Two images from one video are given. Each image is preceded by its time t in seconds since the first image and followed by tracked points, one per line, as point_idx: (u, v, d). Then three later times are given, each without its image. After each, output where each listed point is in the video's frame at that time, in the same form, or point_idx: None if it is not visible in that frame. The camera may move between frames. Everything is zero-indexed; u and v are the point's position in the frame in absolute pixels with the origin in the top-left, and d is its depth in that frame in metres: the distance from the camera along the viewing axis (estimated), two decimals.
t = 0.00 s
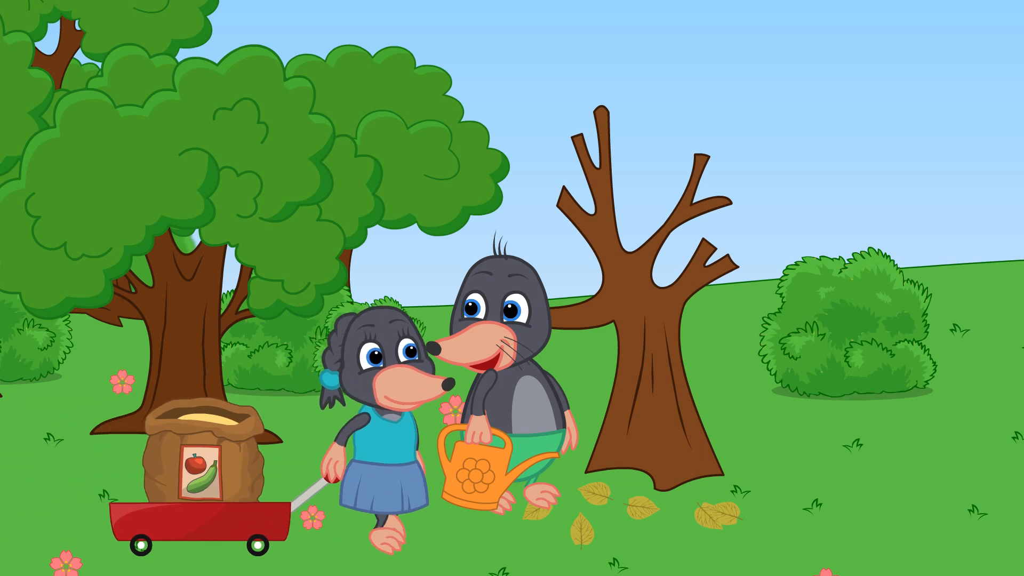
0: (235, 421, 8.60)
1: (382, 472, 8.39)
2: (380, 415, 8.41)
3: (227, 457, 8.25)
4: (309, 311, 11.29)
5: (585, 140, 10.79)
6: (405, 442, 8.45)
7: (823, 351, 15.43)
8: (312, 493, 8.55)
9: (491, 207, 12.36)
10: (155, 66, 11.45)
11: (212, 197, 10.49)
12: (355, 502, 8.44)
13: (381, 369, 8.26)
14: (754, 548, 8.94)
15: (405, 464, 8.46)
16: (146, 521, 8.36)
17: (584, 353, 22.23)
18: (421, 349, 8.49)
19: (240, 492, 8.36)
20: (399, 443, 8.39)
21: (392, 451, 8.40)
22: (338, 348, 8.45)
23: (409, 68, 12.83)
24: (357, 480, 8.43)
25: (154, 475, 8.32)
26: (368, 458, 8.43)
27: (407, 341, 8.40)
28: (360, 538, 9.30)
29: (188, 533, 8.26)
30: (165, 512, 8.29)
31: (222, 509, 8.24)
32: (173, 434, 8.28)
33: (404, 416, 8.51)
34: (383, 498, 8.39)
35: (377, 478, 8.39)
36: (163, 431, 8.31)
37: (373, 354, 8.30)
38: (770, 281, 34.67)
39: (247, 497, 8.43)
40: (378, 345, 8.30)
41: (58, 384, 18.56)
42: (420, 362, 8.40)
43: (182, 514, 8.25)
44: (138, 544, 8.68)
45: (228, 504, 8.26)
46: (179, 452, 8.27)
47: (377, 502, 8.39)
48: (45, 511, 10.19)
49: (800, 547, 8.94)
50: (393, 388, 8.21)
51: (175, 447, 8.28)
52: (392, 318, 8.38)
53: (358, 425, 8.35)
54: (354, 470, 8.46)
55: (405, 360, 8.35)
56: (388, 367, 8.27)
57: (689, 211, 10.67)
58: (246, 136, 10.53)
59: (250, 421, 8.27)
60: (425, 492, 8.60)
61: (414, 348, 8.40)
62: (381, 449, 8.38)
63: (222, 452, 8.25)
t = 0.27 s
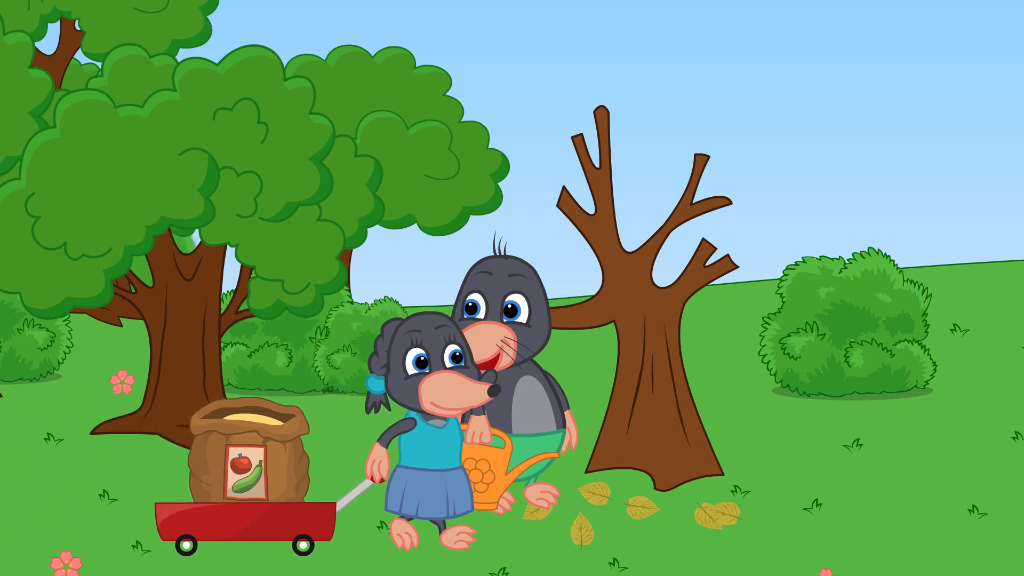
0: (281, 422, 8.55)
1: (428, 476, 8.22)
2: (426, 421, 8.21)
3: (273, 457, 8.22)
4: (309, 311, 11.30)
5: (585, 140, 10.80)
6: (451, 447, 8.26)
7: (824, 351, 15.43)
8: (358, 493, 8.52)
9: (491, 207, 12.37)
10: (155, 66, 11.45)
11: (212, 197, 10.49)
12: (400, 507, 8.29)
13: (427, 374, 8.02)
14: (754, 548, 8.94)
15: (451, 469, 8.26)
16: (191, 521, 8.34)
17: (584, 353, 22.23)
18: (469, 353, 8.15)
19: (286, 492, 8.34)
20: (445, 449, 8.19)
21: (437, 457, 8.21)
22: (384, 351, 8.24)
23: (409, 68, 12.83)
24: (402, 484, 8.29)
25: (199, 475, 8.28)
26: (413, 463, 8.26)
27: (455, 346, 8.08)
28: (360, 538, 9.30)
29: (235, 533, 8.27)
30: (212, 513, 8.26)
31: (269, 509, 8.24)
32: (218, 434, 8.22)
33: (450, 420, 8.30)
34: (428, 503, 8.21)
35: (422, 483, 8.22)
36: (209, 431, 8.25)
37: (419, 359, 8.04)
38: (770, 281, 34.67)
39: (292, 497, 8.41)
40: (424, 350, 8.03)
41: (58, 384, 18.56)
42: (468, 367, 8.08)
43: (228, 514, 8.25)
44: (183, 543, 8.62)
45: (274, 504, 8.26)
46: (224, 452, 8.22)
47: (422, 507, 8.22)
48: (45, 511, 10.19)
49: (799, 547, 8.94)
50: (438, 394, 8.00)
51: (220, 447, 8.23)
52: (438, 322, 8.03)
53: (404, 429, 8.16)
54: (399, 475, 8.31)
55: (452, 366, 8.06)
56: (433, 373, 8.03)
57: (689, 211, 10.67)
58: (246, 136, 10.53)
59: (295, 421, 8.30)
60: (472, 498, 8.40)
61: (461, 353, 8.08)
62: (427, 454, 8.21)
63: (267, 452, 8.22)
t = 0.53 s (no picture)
0: (326, 421, 8.58)
1: (473, 471, 8.21)
2: (470, 415, 8.24)
3: (318, 457, 8.27)
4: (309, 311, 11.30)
5: (585, 140, 10.80)
6: (497, 442, 8.25)
7: (824, 351, 15.43)
8: (403, 493, 8.52)
9: (491, 207, 12.39)
10: (155, 66, 11.44)
11: (212, 198, 10.49)
12: (445, 501, 8.27)
13: (472, 369, 8.05)
14: (753, 548, 8.94)
15: (496, 464, 8.25)
16: (236, 521, 8.37)
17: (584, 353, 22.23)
18: (512, 348, 8.23)
19: (331, 492, 8.37)
20: (490, 443, 8.20)
21: (482, 451, 8.21)
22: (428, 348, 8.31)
23: (409, 68, 12.83)
24: (447, 479, 8.27)
25: (244, 475, 8.34)
26: (458, 458, 8.27)
27: (498, 341, 8.14)
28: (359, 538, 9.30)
29: (279, 533, 8.29)
30: (256, 513, 8.29)
31: (314, 509, 8.27)
32: (263, 434, 8.28)
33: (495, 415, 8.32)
34: (474, 497, 8.19)
35: (467, 478, 8.21)
36: (254, 431, 8.31)
37: (463, 354, 8.08)
38: (770, 281, 34.67)
39: (337, 497, 8.45)
40: (468, 345, 8.08)
41: (58, 384, 18.55)
42: (511, 361, 8.15)
43: (273, 514, 8.26)
44: (228, 543, 8.70)
45: (319, 504, 8.29)
46: (269, 452, 8.27)
47: (467, 502, 8.20)
48: (45, 511, 10.20)
49: (799, 547, 8.94)
50: (483, 388, 7.99)
51: (266, 447, 8.29)
52: (482, 317, 8.11)
53: (449, 425, 8.20)
54: (444, 470, 8.31)
55: (496, 361, 8.11)
56: (478, 367, 8.06)
57: (689, 211, 10.67)
58: (246, 136, 10.53)
59: (341, 421, 8.29)
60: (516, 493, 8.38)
61: (505, 348, 8.15)
62: (472, 449, 8.21)
63: (312, 452, 8.27)
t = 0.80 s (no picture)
0: (371, 421, 8.57)
1: (519, 476, 8.12)
2: (516, 421, 8.14)
3: (364, 457, 8.27)
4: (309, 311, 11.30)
5: (585, 140, 10.80)
6: (542, 447, 8.17)
7: (824, 351, 15.43)
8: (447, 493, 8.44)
9: (491, 207, 12.39)
10: (155, 66, 11.44)
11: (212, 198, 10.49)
12: (491, 507, 8.18)
13: (518, 375, 7.92)
14: (753, 548, 8.93)
15: (541, 469, 8.15)
16: (281, 521, 8.32)
17: (583, 353, 22.24)
18: (559, 354, 8.12)
19: (377, 492, 8.38)
20: (535, 447, 8.12)
21: (527, 456, 8.12)
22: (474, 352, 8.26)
23: (409, 68, 12.84)
24: (493, 484, 8.19)
25: (289, 475, 8.37)
26: (503, 463, 8.18)
27: (545, 346, 8.04)
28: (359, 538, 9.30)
29: (325, 533, 8.24)
30: (301, 513, 8.25)
31: (359, 509, 8.22)
32: (309, 434, 8.30)
33: (540, 421, 8.23)
34: (519, 503, 8.08)
35: (513, 483, 8.11)
36: (299, 431, 8.33)
37: (510, 359, 7.97)
38: (770, 281, 34.68)
39: (382, 497, 8.44)
40: (514, 350, 7.96)
41: (58, 384, 18.55)
42: (558, 367, 8.02)
43: (318, 514, 8.22)
44: (273, 543, 8.67)
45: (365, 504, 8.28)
46: (315, 452, 8.29)
47: (513, 507, 8.09)
48: (45, 511, 10.20)
49: (799, 547, 8.93)
50: (529, 393, 7.86)
51: (311, 447, 8.30)
52: (529, 322, 8.02)
53: (493, 429, 8.09)
54: (490, 475, 8.23)
55: (542, 366, 7.99)
56: (524, 372, 7.93)
57: (689, 210, 10.67)
58: (246, 136, 10.53)
59: (386, 421, 8.33)
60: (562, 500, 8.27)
61: (552, 353, 8.04)
62: (518, 453, 8.11)
63: (358, 453, 8.27)
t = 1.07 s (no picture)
0: (400, 421, 8.68)
1: (549, 471, 8.25)
2: (545, 416, 8.28)
3: (394, 457, 8.28)
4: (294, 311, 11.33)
5: (570, 140, 10.88)
6: (571, 442, 8.31)
7: (808, 351, 15.56)
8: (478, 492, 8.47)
9: (476, 207, 12.37)
10: (140, 66, 11.43)
11: (197, 198, 10.50)
12: (520, 502, 8.31)
13: (547, 369, 8.04)
14: (738, 548, 9.03)
15: (571, 464, 8.30)
16: (312, 521, 8.36)
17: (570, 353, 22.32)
18: (586, 349, 8.25)
19: (406, 492, 8.36)
20: (564, 443, 8.26)
21: (557, 451, 8.27)
22: (502, 349, 8.38)
23: (394, 68, 12.87)
24: (522, 480, 8.31)
25: (319, 475, 8.34)
26: (533, 458, 8.31)
27: (573, 341, 8.17)
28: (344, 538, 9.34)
29: (355, 533, 8.26)
30: (331, 513, 8.28)
31: (388, 509, 8.23)
32: (338, 434, 8.31)
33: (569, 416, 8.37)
34: (549, 498, 8.23)
35: (543, 478, 8.25)
36: (329, 431, 8.33)
37: (538, 354, 8.09)
38: (756, 280, 34.87)
39: (412, 497, 8.42)
40: (543, 345, 8.09)
41: (42, 384, 18.49)
42: (586, 361, 8.15)
43: (348, 514, 8.23)
44: (302, 543, 8.69)
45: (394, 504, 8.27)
46: (345, 452, 8.28)
47: (542, 501, 8.23)
48: (30, 511, 10.19)
49: (784, 547, 9.03)
50: (558, 388, 7.99)
51: (341, 447, 8.30)
52: (557, 317, 8.17)
53: (523, 425, 8.25)
54: (519, 470, 8.35)
55: (571, 360, 8.11)
56: (553, 367, 8.05)
57: (674, 211, 10.76)
58: (230, 137, 10.53)
59: (416, 421, 8.33)
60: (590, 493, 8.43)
61: (580, 348, 8.16)
62: (548, 449, 8.26)
63: (388, 453, 8.28)
